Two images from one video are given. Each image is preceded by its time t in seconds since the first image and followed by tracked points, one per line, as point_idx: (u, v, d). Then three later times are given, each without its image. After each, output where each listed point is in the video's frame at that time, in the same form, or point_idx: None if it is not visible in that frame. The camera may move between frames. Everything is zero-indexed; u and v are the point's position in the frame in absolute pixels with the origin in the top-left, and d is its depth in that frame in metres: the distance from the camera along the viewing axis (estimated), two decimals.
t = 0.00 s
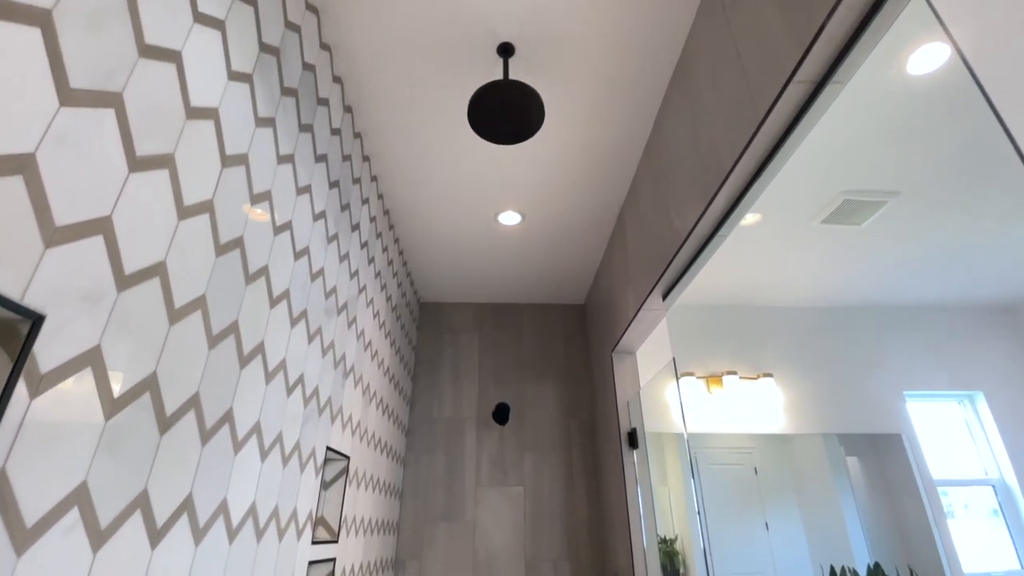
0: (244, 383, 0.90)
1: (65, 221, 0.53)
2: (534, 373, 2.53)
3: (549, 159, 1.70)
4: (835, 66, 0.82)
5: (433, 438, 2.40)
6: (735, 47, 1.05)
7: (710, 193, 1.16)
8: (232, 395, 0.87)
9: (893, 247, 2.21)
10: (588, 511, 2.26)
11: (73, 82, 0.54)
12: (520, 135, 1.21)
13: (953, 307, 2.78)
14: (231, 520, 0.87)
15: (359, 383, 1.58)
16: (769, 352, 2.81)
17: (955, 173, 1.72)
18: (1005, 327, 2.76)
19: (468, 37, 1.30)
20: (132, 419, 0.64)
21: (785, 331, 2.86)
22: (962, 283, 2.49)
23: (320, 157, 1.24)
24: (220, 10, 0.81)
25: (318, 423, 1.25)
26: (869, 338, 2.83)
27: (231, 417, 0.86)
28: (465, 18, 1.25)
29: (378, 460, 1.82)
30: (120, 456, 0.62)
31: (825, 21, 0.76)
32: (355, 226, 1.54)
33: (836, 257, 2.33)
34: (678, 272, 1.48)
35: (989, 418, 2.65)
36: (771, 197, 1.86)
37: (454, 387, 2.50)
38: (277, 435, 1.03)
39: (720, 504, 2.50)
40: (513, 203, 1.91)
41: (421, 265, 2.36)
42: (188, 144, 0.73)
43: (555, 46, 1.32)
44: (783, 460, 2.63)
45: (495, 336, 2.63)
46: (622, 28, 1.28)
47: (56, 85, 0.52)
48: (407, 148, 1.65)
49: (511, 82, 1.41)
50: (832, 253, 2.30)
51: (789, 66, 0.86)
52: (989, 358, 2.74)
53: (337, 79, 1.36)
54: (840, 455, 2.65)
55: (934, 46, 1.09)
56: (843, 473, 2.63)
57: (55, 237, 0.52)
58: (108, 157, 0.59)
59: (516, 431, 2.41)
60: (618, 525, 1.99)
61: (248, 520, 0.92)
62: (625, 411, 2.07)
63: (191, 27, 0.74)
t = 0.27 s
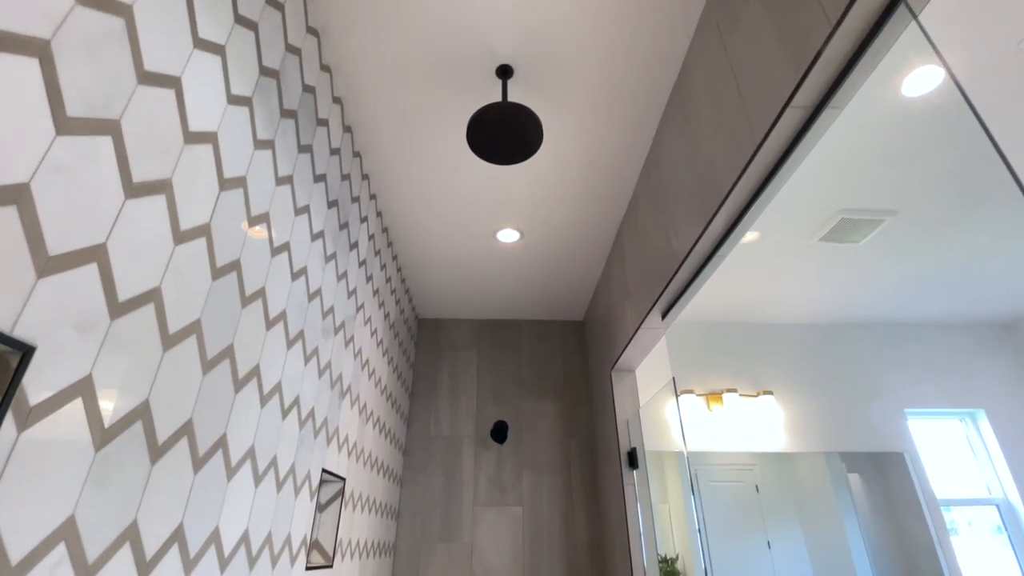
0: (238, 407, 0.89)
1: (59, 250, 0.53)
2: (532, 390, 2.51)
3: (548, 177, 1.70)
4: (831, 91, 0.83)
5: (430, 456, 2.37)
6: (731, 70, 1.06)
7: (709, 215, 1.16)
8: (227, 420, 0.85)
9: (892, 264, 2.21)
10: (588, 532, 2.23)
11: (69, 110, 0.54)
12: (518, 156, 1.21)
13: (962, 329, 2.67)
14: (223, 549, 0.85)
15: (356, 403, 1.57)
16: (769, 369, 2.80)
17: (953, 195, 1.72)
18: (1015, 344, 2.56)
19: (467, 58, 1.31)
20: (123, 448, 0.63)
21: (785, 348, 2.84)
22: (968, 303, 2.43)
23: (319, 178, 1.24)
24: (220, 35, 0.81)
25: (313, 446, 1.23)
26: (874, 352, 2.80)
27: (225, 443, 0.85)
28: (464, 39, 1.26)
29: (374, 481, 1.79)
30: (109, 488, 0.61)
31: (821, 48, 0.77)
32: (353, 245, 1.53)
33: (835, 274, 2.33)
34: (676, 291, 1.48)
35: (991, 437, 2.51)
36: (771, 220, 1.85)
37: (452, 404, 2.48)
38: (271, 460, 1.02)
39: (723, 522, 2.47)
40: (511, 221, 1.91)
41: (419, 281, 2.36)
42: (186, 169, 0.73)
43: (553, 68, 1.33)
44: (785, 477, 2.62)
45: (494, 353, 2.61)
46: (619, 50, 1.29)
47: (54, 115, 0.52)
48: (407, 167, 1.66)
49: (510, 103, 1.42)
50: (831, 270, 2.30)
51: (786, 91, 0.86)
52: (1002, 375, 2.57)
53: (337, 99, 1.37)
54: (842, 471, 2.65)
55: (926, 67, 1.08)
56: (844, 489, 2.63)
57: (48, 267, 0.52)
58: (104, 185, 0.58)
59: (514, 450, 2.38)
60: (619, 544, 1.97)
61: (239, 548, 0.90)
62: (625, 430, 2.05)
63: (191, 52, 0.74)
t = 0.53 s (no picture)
0: (234, 430, 0.88)
1: (55, 276, 0.52)
2: (531, 406, 2.50)
3: (546, 194, 1.71)
4: (830, 114, 0.83)
5: (427, 473, 2.35)
6: (729, 92, 1.07)
7: (707, 234, 1.17)
8: (222, 443, 0.84)
9: (890, 280, 2.21)
10: (587, 551, 2.20)
11: (68, 136, 0.54)
12: (517, 174, 1.21)
13: (952, 346, 2.64)
14: None
15: (353, 420, 1.55)
16: (769, 384, 2.79)
17: (949, 215, 1.73)
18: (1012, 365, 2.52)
19: (467, 77, 1.32)
20: (115, 476, 0.62)
21: (784, 363, 2.84)
22: (967, 321, 2.42)
23: (318, 196, 1.24)
24: (221, 58, 0.81)
25: (309, 466, 1.22)
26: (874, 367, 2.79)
27: (220, 466, 0.84)
28: (464, 59, 1.27)
29: (371, 500, 1.77)
30: (101, 517, 0.59)
31: (818, 72, 0.77)
32: (352, 262, 1.53)
33: (832, 290, 2.34)
34: (675, 309, 1.48)
35: (993, 455, 2.46)
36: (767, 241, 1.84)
37: (450, 421, 2.46)
38: (267, 481, 1.01)
39: (726, 540, 2.43)
40: (510, 237, 1.92)
41: (417, 296, 2.35)
42: (185, 192, 0.73)
43: (553, 87, 1.35)
44: (785, 492, 2.60)
45: (492, 368, 2.60)
46: (618, 70, 1.30)
47: (53, 140, 0.52)
48: (407, 184, 1.66)
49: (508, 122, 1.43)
50: (829, 286, 2.30)
51: (784, 114, 0.86)
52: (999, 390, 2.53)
53: (337, 117, 1.38)
54: (842, 487, 2.63)
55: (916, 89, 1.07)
56: (845, 505, 2.61)
57: (44, 294, 0.51)
58: (102, 210, 0.58)
59: (513, 467, 2.36)
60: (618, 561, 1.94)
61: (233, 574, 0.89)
62: (625, 447, 2.03)
63: (193, 75, 0.74)
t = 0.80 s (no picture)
0: (227, 451, 0.87)
1: (46, 300, 0.52)
2: (529, 421, 2.48)
3: (544, 209, 1.71)
4: (826, 135, 0.84)
5: (424, 489, 2.32)
6: (726, 111, 1.08)
7: (705, 252, 1.17)
8: (214, 464, 0.83)
9: (887, 295, 2.22)
10: (585, 568, 2.17)
11: (62, 158, 0.53)
12: (515, 190, 1.22)
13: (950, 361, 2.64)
14: None
15: (348, 437, 1.54)
16: (767, 399, 2.78)
17: (944, 232, 1.74)
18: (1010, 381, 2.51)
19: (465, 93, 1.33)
20: (104, 501, 0.60)
21: (783, 378, 2.83)
22: (961, 337, 2.42)
23: (315, 212, 1.24)
24: (218, 77, 0.82)
25: (303, 486, 1.20)
26: (874, 383, 2.77)
27: (212, 488, 0.83)
28: (462, 76, 1.28)
29: (366, 517, 1.75)
30: (89, 544, 0.58)
31: (815, 94, 0.78)
32: (349, 277, 1.53)
33: (830, 304, 2.34)
34: (673, 325, 1.47)
35: (993, 472, 2.46)
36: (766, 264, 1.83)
37: (446, 435, 2.43)
38: (260, 502, 0.99)
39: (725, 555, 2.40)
40: (508, 250, 1.92)
41: (414, 310, 2.34)
42: (181, 211, 0.72)
43: (550, 103, 1.35)
44: (785, 507, 2.58)
45: (489, 382, 2.58)
46: (615, 87, 1.31)
47: (46, 163, 0.51)
48: (404, 198, 1.66)
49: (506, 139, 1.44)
50: (827, 300, 2.30)
51: (781, 135, 0.87)
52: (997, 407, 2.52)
53: (335, 132, 1.38)
54: (841, 498, 2.59)
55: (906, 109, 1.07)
56: (845, 519, 2.56)
57: (34, 318, 0.50)
58: (95, 232, 0.58)
59: (510, 482, 2.33)
60: None
61: None
62: (623, 463, 2.02)
63: (190, 94, 0.74)
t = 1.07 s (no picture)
0: (223, 467, 0.86)
1: (44, 319, 0.51)
2: (527, 433, 2.47)
3: (543, 222, 1.72)
4: (824, 152, 0.84)
5: (421, 503, 2.30)
6: (723, 126, 1.09)
7: (704, 266, 1.17)
8: (211, 481, 0.82)
9: (884, 307, 2.22)
10: None
11: (62, 177, 0.53)
12: (514, 205, 1.22)
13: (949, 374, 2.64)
14: None
15: (345, 451, 1.52)
16: (766, 412, 2.78)
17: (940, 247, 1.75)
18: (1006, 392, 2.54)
19: (465, 107, 1.33)
20: (100, 521, 0.60)
21: (781, 390, 2.83)
22: (958, 349, 2.43)
23: (315, 225, 1.24)
24: (220, 92, 0.82)
25: (300, 501, 1.19)
26: (875, 395, 2.76)
27: (209, 506, 0.82)
28: (462, 90, 1.29)
29: (363, 532, 1.73)
30: (83, 565, 0.57)
31: (813, 113, 0.78)
32: (348, 289, 1.52)
33: (828, 316, 2.35)
34: (672, 339, 1.47)
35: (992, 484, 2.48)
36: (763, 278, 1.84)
37: (444, 447, 2.42)
38: (256, 519, 0.98)
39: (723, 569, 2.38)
40: (507, 262, 1.92)
41: (412, 320, 2.34)
42: (181, 227, 0.72)
43: (549, 117, 1.36)
44: (785, 519, 2.56)
45: (488, 394, 2.57)
46: (614, 101, 1.32)
47: (45, 181, 0.51)
48: (403, 211, 1.66)
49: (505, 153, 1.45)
50: (826, 312, 2.31)
51: (779, 152, 0.87)
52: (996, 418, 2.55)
53: (335, 145, 1.38)
54: (840, 510, 2.58)
55: (902, 127, 1.09)
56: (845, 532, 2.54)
57: (31, 337, 0.50)
58: (95, 250, 0.57)
59: (509, 496, 2.32)
60: None
61: None
62: (622, 477, 2.00)
63: (191, 110, 0.74)
